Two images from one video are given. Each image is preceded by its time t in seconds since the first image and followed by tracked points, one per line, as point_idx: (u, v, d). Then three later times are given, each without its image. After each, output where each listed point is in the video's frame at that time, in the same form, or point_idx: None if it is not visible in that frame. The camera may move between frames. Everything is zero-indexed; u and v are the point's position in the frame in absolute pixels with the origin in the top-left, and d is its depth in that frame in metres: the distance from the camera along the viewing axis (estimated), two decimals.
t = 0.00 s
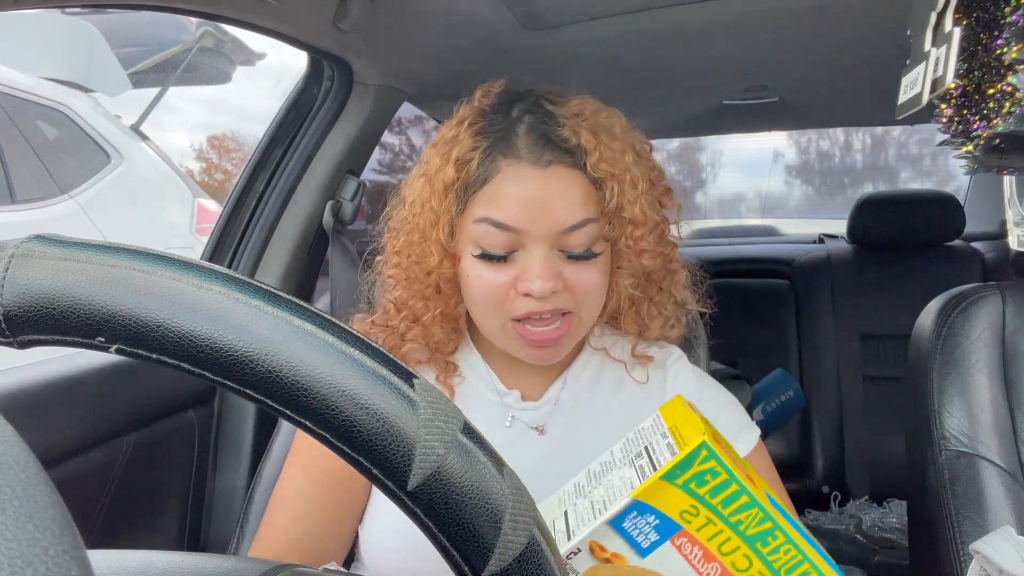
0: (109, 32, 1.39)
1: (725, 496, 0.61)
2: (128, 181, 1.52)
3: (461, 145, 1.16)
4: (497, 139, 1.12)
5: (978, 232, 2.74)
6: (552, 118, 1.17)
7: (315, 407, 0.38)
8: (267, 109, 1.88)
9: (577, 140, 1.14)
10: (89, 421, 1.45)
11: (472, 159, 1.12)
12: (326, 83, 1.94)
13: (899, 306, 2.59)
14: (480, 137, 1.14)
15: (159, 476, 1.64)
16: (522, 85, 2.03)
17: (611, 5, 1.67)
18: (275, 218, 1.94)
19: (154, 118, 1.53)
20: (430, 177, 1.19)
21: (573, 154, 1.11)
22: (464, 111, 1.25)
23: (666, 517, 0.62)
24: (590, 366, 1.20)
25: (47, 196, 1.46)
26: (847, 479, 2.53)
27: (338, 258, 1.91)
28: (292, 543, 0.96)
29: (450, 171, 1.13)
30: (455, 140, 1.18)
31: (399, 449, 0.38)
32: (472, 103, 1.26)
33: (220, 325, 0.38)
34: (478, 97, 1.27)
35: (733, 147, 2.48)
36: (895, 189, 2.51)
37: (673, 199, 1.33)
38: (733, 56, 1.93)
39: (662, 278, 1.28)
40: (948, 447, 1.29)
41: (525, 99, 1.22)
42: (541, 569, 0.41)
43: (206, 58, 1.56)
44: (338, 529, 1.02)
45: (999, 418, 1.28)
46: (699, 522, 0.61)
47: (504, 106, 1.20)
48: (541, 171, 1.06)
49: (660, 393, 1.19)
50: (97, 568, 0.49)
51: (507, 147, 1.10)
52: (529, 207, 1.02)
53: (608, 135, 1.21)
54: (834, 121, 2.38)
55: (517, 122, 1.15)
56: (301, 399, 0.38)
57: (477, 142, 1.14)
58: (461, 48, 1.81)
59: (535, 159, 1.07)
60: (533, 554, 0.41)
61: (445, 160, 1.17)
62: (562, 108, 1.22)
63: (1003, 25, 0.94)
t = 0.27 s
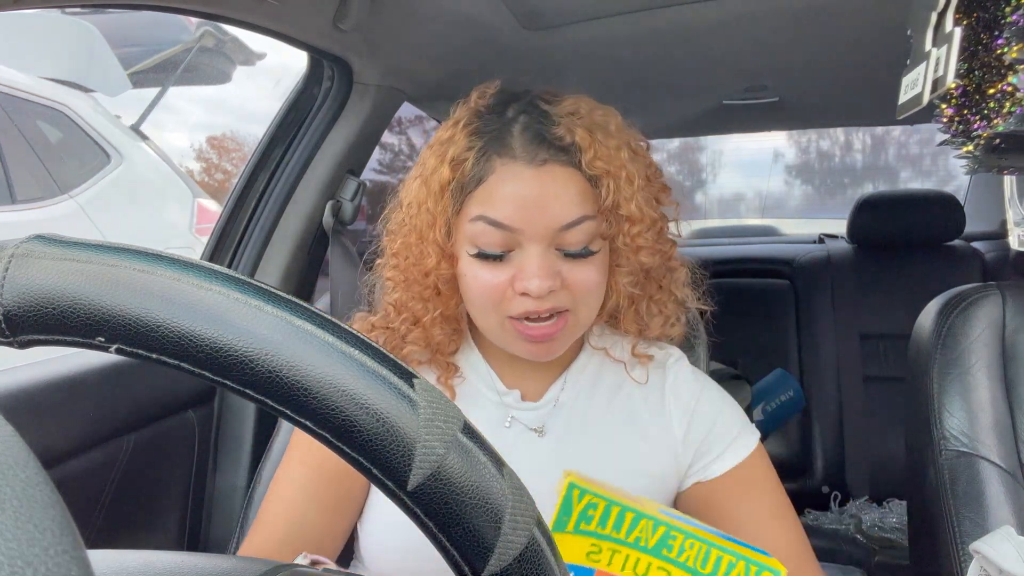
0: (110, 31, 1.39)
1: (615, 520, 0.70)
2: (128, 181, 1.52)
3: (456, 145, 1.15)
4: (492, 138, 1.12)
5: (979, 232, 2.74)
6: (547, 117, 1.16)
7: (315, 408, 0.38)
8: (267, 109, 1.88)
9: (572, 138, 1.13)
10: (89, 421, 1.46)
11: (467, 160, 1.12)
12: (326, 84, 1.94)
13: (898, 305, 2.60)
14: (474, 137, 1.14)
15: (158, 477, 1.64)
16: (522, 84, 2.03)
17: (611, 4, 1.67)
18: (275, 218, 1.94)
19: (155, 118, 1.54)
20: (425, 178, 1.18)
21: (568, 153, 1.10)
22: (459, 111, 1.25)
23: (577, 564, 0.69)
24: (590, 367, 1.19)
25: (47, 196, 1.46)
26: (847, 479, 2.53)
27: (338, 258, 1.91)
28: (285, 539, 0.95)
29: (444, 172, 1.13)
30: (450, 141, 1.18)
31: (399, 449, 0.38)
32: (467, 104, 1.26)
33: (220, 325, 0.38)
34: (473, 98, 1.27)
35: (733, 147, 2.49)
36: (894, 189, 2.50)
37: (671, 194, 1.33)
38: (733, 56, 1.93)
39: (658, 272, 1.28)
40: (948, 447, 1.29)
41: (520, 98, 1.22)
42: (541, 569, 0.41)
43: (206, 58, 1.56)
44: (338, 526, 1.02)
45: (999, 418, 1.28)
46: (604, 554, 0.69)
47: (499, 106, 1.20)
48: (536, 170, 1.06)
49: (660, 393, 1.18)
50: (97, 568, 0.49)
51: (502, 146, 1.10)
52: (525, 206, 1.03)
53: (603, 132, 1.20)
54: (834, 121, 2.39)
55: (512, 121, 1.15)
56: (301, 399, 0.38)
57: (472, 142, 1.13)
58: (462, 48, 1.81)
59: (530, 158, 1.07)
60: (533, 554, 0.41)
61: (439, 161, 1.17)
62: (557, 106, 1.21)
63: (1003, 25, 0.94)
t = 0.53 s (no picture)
0: (109, 32, 1.39)
1: None
2: (128, 181, 1.52)
3: (450, 144, 1.15)
4: (487, 135, 1.12)
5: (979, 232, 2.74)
6: (539, 113, 1.16)
7: (315, 408, 0.38)
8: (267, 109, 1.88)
9: (566, 133, 1.14)
10: (89, 421, 1.46)
11: (463, 157, 1.12)
12: (326, 83, 1.94)
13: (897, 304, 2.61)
14: (468, 136, 1.14)
15: (159, 477, 1.64)
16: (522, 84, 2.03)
17: (611, 5, 1.68)
18: (275, 218, 1.94)
19: (154, 118, 1.54)
20: (420, 178, 1.18)
21: (562, 145, 1.11)
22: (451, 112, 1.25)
23: None
24: (591, 362, 1.19)
25: (47, 196, 1.45)
26: (847, 479, 2.53)
27: (337, 259, 1.91)
28: (301, 534, 0.97)
29: (440, 170, 1.13)
30: (444, 140, 1.17)
31: (400, 450, 0.38)
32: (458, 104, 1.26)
33: (220, 325, 0.38)
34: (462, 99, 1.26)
35: (733, 147, 2.49)
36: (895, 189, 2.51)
37: (663, 186, 1.33)
38: (732, 55, 1.93)
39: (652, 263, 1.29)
40: (948, 447, 1.29)
41: (510, 96, 1.22)
42: (541, 569, 0.41)
43: (206, 58, 1.57)
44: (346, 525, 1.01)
45: (999, 417, 1.28)
46: None
47: (490, 104, 1.20)
48: (531, 164, 1.06)
49: (662, 385, 1.18)
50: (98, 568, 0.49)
51: (496, 142, 1.10)
52: (521, 200, 1.03)
53: (596, 126, 1.20)
54: (834, 121, 2.39)
55: (505, 117, 1.15)
56: (300, 398, 0.38)
57: (466, 140, 1.13)
58: (462, 48, 1.81)
59: (525, 153, 1.08)
60: (533, 554, 0.41)
61: (434, 160, 1.17)
62: (548, 102, 1.21)
63: (1002, 25, 0.94)
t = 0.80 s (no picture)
0: (109, 32, 1.39)
1: None
2: (128, 181, 1.52)
3: (461, 155, 1.13)
4: (501, 147, 1.10)
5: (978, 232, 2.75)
6: (552, 125, 1.15)
7: (315, 408, 0.38)
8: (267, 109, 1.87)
9: (579, 148, 1.12)
10: (89, 421, 1.45)
11: (477, 171, 1.10)
12: (326, 83, 1.94)
13: (897, 304, 2.61)
14: (480, 148, 1.12)
15: (159, 476, 1.65)
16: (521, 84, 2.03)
17: (610, 5, 1.68)
18: (275, 218, 1.94)
19: (154, 118, 1.54)
20: (429, 186, 1.16)
21: (577, 162, 1.10)
22: (455, 114, 1.23)
23: None
24: (587, 365, 1.19)
25: (48, 196, 1.45)
26: (847, 479, 2.53)
27: (338, 259, 1.89)
28: (303, 535, 0.97)
29: (453, 182, 1.11)
30: (454, 150, 1.16)
31: (400, 450, 0.38)
32: (460, 106, 1.25)
33: (221, 325, 0.38)
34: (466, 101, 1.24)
35: (733, 147, 2.49)
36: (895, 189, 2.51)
37: (668, 199, 1.33)
38: (732, 55, 1.93)
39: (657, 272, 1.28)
40: (948, 446, 1.29)
41: (518, 100, 1.20)
42: (541, 569, 0.41)
43: (206, 58, 1.57)
44: (347, 524, 1.01)
45: (999, 417, 1.28)
46: None
47: (499, 109, 1.18)
48: (546, 181, 1.05)
49: (658, 385, 1.18)
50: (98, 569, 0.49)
51: (511, 157, 1.08)
52: (535, 216, 1.03)
53: (607, 140, 1.19)
54: (834, 121, 2.39)
55: (516, 128, 1.13)
56: (301, 399, 0.38)
57: (480, 153, 1.11)
58: (462, 48, 1.81)
59: (541, 169, 1.06)
60: (533, 554, 0.41)
61: (444, 169, 1.15)
62: (558, 112, 1.19)
63: (1002, 25, 0.94)
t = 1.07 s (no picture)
0: (109, 32, 1.39)
1: None
2: (128, 181, 1.52)
3: (463, 155, 1.13)
4: (501, 146, 1.11)
5: (978, 232, 2.75)
6: (552, 126, 1.15)
7: (315, 408, 0.38)
8: (267, 109, 1.87)
9: (579, 149, 1.12)
10: (89, 421, 1.45)
11: (479, 171, 1.10)
12: (326, 84, 1.94)
13: (897, 304, 2.61)
14: (484, 148, 1.12)
15: (159, 476, 1.65)
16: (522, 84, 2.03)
17: (610, 5, 1.68)
18: (275, 218, 1.95)
19: (154, 118, 1.54)
20: (432, 185, 1.15)
21: (578, 162, 1.11)
22: (455, 114, 1.23)
23: None
24: (584, 365, 1.19)
25: (48, 196, 1.45)
26: (847, 479, 2.53)
27: (337, 259, 1.90)
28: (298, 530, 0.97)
29: (456, 181, 1.10)
30: (455, 149, 1.15)
31: (400, 450, 0.38)
32: (460, 106, 1.25)
33: (221, 325, 0.38)
34: (466, 102, 1.24)
35: (733, 147, 2.49)
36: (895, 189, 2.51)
37: (664, 199, 1.33)
38: (732, 55, 1.93)
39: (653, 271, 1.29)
40: (948, 447, 1.29)
41: (518, 101, 1.21)
42: (541, 569, 0.41)
43: (206, 58, 1.57)
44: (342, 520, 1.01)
45: (999, 417, 1.28)
46: None
47: (499, 110, 1.18)
48: (548, 182, 1.05)
49: (656, 386, 1.18)
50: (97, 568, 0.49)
51: (513, 156, 1.09)
52: (537, 216, 1.02)
53: (607, 141, 1.20)
54: (834, 121, 2.39)
55: (517, 129, 1.13)
56: (301, 399, 0.38)
57: (483, 153, 1.11)
58: (462, 48, 1.81)
59: (543, 170, 1.07)
60: (533, 554, 0.41)
61: (447, 168, 1.15)
62: (558, 113, 1.20)
63: (1002, 25, 0.94)
